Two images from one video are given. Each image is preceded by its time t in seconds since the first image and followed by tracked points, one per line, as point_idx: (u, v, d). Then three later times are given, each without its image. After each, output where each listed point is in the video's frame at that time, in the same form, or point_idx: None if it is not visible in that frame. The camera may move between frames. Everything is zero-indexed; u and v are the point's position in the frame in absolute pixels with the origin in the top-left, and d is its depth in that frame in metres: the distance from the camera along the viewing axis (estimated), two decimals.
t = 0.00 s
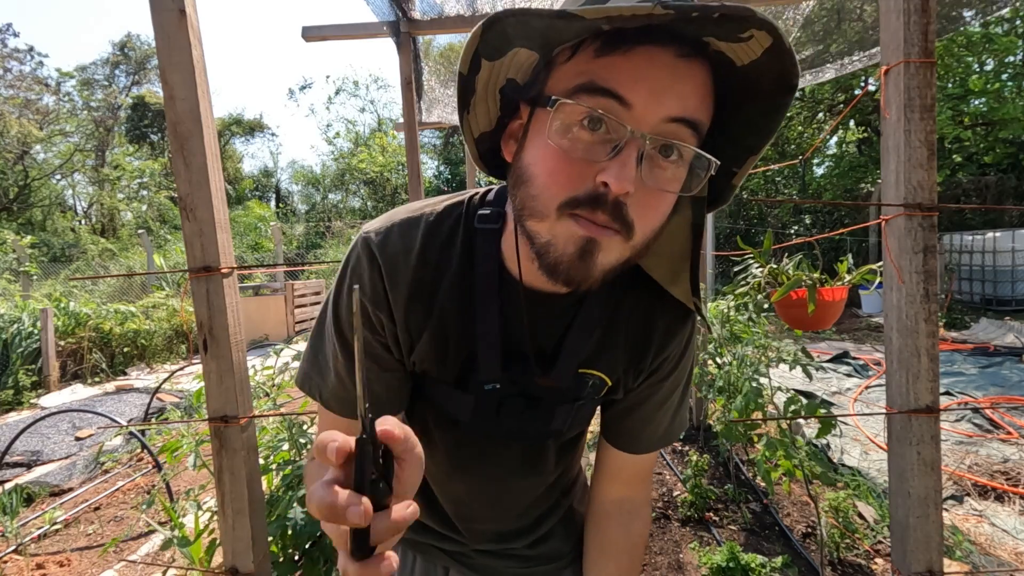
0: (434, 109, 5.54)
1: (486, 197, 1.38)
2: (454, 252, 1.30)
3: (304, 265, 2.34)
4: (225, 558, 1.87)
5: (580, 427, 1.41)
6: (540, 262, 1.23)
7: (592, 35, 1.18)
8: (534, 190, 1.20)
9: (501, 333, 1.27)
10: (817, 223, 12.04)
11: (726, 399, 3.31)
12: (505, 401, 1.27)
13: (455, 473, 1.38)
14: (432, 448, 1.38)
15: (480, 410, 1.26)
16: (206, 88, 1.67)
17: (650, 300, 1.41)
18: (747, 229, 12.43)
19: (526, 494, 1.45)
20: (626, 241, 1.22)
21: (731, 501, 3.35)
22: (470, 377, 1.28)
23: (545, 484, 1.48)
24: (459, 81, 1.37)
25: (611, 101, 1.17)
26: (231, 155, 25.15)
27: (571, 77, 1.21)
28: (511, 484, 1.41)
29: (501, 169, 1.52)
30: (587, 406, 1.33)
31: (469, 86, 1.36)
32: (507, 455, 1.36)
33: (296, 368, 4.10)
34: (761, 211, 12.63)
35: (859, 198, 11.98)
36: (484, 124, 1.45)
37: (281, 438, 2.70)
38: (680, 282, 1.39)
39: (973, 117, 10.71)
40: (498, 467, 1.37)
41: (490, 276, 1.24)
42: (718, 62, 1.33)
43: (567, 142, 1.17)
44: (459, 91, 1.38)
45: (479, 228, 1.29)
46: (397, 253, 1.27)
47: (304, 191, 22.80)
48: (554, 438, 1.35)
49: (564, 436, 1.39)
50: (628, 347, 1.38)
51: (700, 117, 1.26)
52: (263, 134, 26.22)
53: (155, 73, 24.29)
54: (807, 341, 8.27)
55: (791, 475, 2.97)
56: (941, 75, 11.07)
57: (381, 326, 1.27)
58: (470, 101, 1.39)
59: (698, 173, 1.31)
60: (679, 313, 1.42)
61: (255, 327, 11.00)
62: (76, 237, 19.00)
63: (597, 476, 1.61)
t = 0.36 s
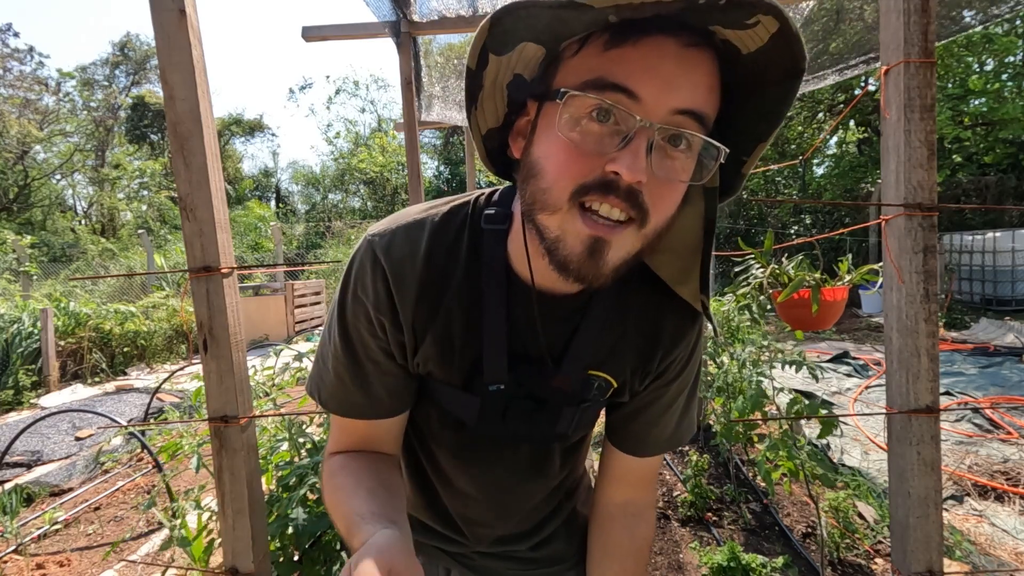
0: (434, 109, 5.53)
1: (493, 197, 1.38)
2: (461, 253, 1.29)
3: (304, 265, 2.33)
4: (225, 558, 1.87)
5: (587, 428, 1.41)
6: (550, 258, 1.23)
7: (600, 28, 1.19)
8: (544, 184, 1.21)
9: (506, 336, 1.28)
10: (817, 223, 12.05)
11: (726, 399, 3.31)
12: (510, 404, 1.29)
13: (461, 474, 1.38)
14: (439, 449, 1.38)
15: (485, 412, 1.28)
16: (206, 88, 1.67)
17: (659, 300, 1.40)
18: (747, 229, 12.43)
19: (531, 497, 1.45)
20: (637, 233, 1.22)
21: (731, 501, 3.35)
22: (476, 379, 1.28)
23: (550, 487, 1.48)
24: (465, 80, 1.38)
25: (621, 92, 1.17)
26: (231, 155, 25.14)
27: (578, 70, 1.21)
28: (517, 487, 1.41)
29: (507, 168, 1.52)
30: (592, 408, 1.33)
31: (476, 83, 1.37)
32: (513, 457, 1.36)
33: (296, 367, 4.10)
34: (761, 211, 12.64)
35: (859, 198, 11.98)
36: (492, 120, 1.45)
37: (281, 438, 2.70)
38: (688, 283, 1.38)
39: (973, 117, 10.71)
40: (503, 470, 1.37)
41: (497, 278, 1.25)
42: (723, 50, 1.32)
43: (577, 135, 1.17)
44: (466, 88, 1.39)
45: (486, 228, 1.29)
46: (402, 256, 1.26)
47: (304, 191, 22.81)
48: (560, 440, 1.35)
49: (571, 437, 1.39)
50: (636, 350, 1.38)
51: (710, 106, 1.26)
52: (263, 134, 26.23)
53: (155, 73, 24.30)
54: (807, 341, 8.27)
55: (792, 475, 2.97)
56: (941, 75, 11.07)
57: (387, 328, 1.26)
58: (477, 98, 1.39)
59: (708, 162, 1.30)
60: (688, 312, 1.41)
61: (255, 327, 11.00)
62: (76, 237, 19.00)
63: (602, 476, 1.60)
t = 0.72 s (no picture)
0: (434, 109, 5.54)
1: (485, 194, 1.39)
2: (453, 249, 1.30)
3: (304, 265, 2.33)
4: (226, 558, 1.87)
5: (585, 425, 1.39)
6: (541, 252, 1.22)
7: (575, 22, 1.18)
8: (532, 180, 1.20)
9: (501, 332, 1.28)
10: (817, 223, 12.06)
11: (726, 399, 3.31)
12: (507, 400, 1.28)
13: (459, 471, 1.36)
14: (436, 446, 1.36)
15: (480, 409, 1.27)
16: (206, 88, 1.67)
17: (653, 292, 1.40)
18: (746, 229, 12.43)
19: (530, 496, 1.42)
20: (623, 223, 1.21)
21: (731, 501, 3.35)
22: (471, 375, 1.28)
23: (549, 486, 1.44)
24: (447, 79, 1.40)
25: (601, 86, 1.16)
26: (231, 155, 25.14)
27: (556, 66, 1.20)
28: (516, 485, 1.38)
29: (495, 166, 1.52)
30: (589, 404, 1.32)
31: (457, 82, 1.38)
32: (511, 453, 1.34)
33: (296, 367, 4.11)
34: (761, 211, 12.64)
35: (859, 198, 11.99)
36: (476, 119, 1.46)
37: (280, 438, 2.70)
38: (683, 272, 1.37)
39: (973, 117, 10.71)
40: (501, 468, 1.35)
41: (489, 274, 1.25)
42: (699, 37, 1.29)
43: (558, 129, 1.16)
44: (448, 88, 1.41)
45: (478, 224, 1.30)
46: (395, 252, 1.26)
47: (304, 191, 22.82)
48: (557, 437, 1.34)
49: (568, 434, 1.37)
50: (632, 345, 1.37)
51: (689, 93, 1.24)
52: (263, 134, 26.23)
53: (155, 73, 24.29)
54: (807, 341, 8.27)
55: (791, 475, 2.97)
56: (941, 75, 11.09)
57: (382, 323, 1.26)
58: (459, 97, 1.40)
59: (690, 150, 1.28)
60: (684, 304, 1.40)
61: (255, 327, 11.01)
62: (76, 237, 19.00)
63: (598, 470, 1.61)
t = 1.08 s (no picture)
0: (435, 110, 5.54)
1: (478, 189, 1.38)
2: (446, 245, 1.31)
3: (304, 265, 2.33)
4: (226, 558, 1.88)
5: (586, 421, 1.36)
6: (535, 251, 1.21)
7: (558, 15, 1.17)
8: (523, 179, 1.19)
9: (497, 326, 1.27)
10: (816, 223, 12.06)
11: (727, 399, 3.31)
12: (507, 393, 1.27)
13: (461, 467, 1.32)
14: (437, 441, 1.33)
15: (480, 403, 1.26)
16: (206, 87, 1.67)
17: (655, 280, 1.40)
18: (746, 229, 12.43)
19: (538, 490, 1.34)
20: (621, 219, 1.20)
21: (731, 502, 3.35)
22: (468, 370, 1.27)
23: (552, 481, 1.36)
24: (433, 78, 1.40)
25: (589, 79, 1.15)
26: (231, 155, 25.14)
27: (542, 60, 1.20)
28: (521, 479, 1.31)
29: (487, 163, 1.52)
30: (592, 397, 1.31)
31: (442, 81, 1.39)
32: (514, 447, 1.29)
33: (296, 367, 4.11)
34: (761, 211, 12.64)
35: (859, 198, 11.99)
36: (465, 119, 1.46)
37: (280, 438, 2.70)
38: (688, 258, 1.37)
39: (973, 117, 10.71)
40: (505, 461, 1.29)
41: (483, 267, 1.25)
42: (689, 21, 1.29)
43: (546, 126, 1.15)
44: (433, 90, 1.41)
45: (473, 222, 1.29)
46: (385, 249, 1.28)
47: (304, 191, 22.82)
48: (561, 429, 1.31)
49: (572, 428, 1.34)
50: (633, 334, 1.36)
51: (681, 81, 1.23)
52: (263, 134, 26.25)
53: (154, 73, 24.28)
54: (807, 341, 8.27)
55: (791, 475, 2.97)
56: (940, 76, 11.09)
57: (375, 317, 1.29)
58: (444, 98, 1.41)
59: (686, 140, 1.27)
60: (683, 284, 1.42)
61: (255, 327, 11.01)
62: (76, 237, 19.00)
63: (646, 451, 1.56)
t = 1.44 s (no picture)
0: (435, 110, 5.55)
1: (476, 189, 1.38)
2: (444, 246, 1.30)
3: (305, 265, 2.33)
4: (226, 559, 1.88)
5: (584, 424, 1.36)
6: (533, 255, 1.22)
7: (557, 14, 1.17)
8: (520, 181, 1.19)
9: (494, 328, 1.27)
10: (817, 223, 12.06)
11: (726, 399, 3.32)
12: (504, 396, 1.27)
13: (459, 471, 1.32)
14: (433, 443, 1.33)
15: (477, 406, 1.25)
16: (206, 88, 1.67)
17: (654, 285, 1.39)
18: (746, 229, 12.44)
19: (536, 493, 1.34)
20: (619, 222, 1.20)
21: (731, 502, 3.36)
22: (465, 373, 1.27)
23: (549, 484, 1.36)
24: (430, 78, 1.40)
25: (588, 79, 1.15)
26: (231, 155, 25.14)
27: (540, 61, 1.19)
28: (519, 483, 1.31)
29: (485, 163, 1.52)
30: (591, 401, 1.31)
31: (439, 81, 1.39)
32: (510, 450, 1.29)
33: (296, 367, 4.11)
34: (761, 211, 12.65)
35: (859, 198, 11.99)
36: (462, 120, 1.46)
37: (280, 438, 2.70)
38: (686, 261, 1.36)
39: (973, 117, 10.71)
40: (502, 464, 1.29)
41: (480, 268, 1.25)
42: (691, 22, 1.29)
43: (544, 127, 1.15)
44: (433, 90, 1.41)
45: (470, 223, 1.29)
46: (383, 251, 1.28)
47: (304, 191, 22.82)
48: (557, 434, 1.30)
49: (570, 432, 1.34)
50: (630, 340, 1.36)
51: (681, 82, 1.23)
52: (263, 134, 26.25)
53: (154, 72, 24.28)
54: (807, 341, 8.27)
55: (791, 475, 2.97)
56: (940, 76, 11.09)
57: (372, 319, 1.29)
58: (442, 98, 1.41)
59: (687, 141, 1.27)
60: (682, 290, 1.41)
61: (255, 327, 11.01)
62: (77, 237, 19.00)
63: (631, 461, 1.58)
